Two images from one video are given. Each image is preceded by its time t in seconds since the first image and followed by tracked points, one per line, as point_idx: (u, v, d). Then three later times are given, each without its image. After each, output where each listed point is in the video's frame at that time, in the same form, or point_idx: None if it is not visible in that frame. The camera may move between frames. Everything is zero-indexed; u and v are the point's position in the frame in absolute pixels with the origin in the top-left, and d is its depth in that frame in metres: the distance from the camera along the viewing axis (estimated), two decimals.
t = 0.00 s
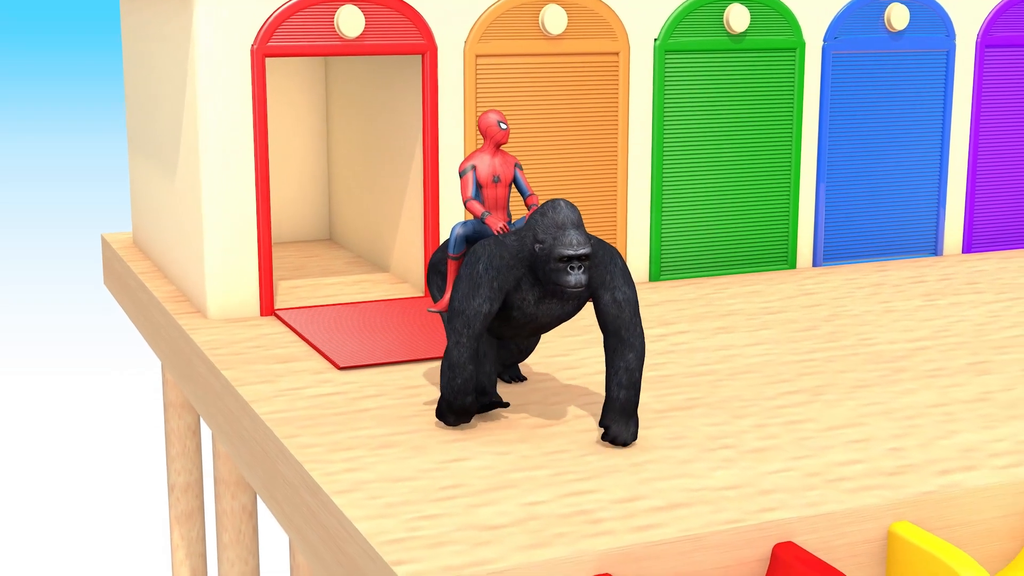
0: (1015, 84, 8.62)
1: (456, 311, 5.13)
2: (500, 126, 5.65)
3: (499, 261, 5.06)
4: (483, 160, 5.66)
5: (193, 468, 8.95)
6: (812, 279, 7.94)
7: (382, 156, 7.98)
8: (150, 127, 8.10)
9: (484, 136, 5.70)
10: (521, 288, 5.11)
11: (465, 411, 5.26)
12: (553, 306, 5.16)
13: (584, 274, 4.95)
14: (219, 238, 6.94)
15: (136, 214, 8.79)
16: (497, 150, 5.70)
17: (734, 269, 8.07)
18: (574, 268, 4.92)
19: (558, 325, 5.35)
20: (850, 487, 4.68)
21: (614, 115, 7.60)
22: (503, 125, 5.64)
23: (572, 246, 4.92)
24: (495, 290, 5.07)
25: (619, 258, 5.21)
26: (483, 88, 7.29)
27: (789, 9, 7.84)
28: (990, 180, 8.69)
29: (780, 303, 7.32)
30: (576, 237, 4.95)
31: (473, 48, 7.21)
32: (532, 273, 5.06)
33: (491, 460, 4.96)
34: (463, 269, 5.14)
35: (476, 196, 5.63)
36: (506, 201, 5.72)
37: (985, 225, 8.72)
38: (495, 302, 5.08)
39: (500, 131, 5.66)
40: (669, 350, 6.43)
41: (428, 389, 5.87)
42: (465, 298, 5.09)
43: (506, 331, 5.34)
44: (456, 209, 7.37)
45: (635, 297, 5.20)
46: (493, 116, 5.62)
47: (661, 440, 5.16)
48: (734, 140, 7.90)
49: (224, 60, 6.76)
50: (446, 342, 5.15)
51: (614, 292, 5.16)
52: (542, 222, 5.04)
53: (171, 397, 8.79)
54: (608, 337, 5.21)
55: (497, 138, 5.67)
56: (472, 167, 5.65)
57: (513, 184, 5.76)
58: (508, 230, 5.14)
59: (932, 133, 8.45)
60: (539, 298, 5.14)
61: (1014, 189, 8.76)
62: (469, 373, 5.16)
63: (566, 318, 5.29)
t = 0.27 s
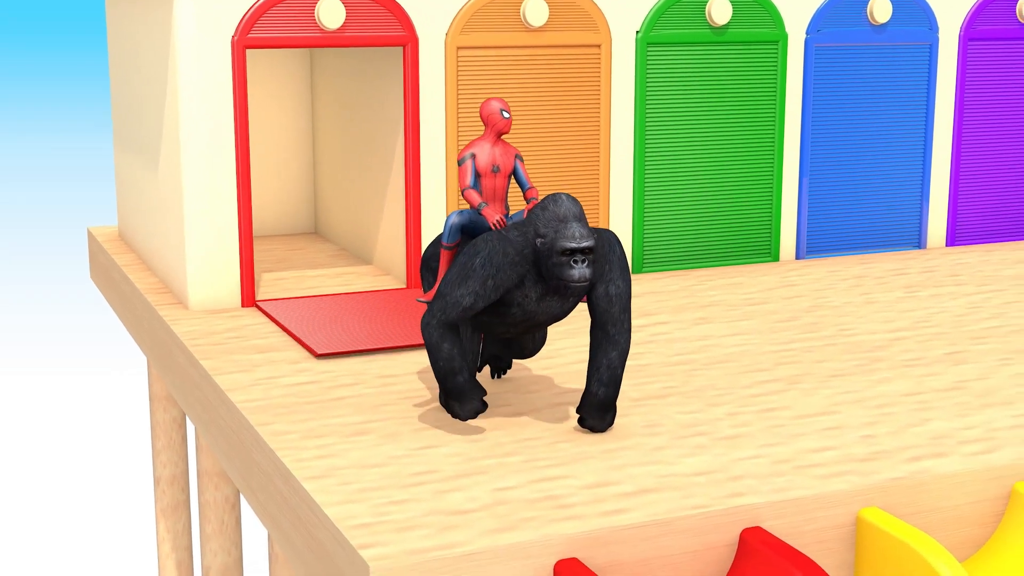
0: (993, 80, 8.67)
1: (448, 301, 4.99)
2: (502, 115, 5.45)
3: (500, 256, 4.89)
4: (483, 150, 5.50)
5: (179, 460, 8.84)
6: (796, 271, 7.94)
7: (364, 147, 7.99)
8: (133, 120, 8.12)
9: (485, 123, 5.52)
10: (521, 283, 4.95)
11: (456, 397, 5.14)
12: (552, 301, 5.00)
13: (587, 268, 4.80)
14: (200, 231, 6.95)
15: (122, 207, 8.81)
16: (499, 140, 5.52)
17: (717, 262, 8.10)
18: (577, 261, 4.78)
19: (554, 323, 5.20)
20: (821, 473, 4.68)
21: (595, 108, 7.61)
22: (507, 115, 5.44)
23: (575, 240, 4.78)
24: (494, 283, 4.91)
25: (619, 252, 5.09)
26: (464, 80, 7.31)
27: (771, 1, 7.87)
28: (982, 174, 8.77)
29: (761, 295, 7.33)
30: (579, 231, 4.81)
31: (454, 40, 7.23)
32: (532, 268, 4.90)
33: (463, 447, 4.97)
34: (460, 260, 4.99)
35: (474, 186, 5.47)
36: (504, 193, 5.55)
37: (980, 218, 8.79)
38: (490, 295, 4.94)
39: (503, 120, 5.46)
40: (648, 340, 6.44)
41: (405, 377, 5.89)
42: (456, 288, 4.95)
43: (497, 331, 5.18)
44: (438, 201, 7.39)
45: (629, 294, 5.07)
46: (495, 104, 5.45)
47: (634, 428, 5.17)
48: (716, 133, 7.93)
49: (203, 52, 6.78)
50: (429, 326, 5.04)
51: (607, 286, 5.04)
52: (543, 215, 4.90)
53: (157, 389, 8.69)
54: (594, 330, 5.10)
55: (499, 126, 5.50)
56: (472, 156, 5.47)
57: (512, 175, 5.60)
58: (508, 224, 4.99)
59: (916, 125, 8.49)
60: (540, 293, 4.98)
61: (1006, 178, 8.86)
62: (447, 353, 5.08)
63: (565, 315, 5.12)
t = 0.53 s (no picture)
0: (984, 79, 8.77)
1: (463, 306, 4.65)
2: (512, 108, 5.09)
3: (512, 257, 4.60)
4: (490, 142, 5.11)
5: (170, 457, 8.44)
6: (784, 266, 7.96)
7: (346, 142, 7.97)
8: (122, 116, 8.14)
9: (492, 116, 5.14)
10: (530, 284, 4.67)
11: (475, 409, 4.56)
12: (562, 303, 4.73)
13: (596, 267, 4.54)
14: (189, 226, 6.97)
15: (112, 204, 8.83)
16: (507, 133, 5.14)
17: (705, 257, 8.23)
18: (585, 259, 4.51)
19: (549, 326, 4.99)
20: (801, 464, 4.60)
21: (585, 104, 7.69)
22: (515, 107, 5.09)
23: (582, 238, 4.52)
24: (508, 285, 4.62)
25: (619, 251, 4.95)
26: (452, 76, 7.35)
27: None
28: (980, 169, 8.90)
29: (748, 289, 7.35)
30: (586, 229, 4.55)
31: (442, 35, 7.27)
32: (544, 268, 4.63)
33: (445, 439, 4.97)
34: (470, 266, 4.69)
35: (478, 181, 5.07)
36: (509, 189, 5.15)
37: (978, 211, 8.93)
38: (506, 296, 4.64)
39: (511, 113, 5.10)
40: (634, 334, 6.46)
41: (390, 370, 5.91)
42: (471, 292, 4.63)
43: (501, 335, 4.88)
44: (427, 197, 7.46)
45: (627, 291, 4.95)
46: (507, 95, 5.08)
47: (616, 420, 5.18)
48: (704, 128, 8.04)
49: (192, 47, 6.81)
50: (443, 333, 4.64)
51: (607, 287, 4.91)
52: (550, 213, 4.65)
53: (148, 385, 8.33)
54: (594, 329, 4.99)
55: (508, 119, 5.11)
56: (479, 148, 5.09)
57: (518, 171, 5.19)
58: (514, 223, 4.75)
59: (905, 121, 8.61)
60: (550, 295, 4.70)
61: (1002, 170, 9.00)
62: (466, 362, 4.60)
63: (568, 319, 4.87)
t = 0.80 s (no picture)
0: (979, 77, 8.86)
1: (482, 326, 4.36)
2: (518, 116, 4.81)
3: (518, 266, 4.34)
4: (495, 152, 4.85)
5: (164, 454, 8.39)
6: (778, 263, 7.99)
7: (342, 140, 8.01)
8: (117, 114, 8.17)
9: (496, 123, 4.86)
10: (541, 296, 4.38)
11: (543, 444, 4.22)
12: (577, 316, 4.44)
13: (608, 279, 4.24)
14: (183, 222, 7.01)
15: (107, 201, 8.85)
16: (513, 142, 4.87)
17: (697, 254, 8.28)
18: (597, 272, 4.22)
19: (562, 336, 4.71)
20: (790, 459, 4.54)
21: (578, 101, 7.72)
22: (521, 115, 4.80)
23: (595, 248, 4.22)
24: (520, 298, 4.33)
25: (636, 266, 4.62)
26: (445, 72, 7.38)
27: None
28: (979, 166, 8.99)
29: (741, 286, 7.35)
30: (599, 238, 4.25)
31: (435, 32, 7.28)
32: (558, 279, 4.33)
33: (434, 434, 4.96)
34: (480, 280, 4.39)
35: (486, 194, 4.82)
36: (519, 199, 4.90)
37: (980, 208, 9.03)
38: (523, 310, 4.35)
39: (517, 122, 4.81)
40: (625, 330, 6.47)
41: (382, 366, 5.92)
42: (492, 310, 4.33)
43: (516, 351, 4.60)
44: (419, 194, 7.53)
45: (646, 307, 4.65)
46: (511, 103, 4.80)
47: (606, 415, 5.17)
48: (696, 125, 8.09)
49: (185, 44, 6.81)
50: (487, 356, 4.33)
51: (624, 305, 4.60)
52: (561, 221, 4.34)
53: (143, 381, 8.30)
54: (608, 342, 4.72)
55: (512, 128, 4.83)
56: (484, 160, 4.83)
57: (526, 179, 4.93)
58: (525, 232, 4.46)
59: (898, 118, 8.64)
60: (563, 307, 4.41)
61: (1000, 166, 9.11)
62: (531, 392, 4.28)
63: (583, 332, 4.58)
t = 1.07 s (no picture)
0: (977, 77, 8.86)
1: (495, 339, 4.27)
2: (532, 118, 4.63)
3: (528, 271, 4.26)
4: (509, 155, 4.67)
5: (164, 452, 8.40)
6: (775, 262, 7.98)
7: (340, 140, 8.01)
8: (115, 114, 8.17)
9: (511, 125, 4.69)
10: (553, 299, 4.31)
11: (554, 453, 4.22)
12: (593, 318, 4.36)
13: (622, 273, 4.20)
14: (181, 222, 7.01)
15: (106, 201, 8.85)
16: (529, 143, 4.69)
17: (695, 254, 8.28)
18: (611, 266, 4.18)
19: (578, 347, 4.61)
20: (787, 458, 4.54)
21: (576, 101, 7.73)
22: (535, 118, 4.62)
23: (606, 242, 4.19)
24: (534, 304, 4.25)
25: (658, 274, 4.46)
26: (443, 71, 7.42)
27: None
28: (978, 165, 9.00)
29: (739, 286, 7.34)
30: (609, 232, 4.23)
31: (434, 31, 7.33)
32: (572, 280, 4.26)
33: (432, 433, 4.96)
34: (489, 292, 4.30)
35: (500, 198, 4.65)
36: (535, 203, 4.72)
37: (980, 206, 9.04)
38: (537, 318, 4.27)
39: (531, 123, 4.63)
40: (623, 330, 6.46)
41: (379, 365, 5.92)
42: (506, 322, 4.24)
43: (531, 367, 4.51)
44: (417, 195, 7.52)
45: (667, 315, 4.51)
46: (526, 104, 4.62)
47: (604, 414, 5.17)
48: (694, 124, 8.10)
49: (184, 44, 6.82)
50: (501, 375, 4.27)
51: (645, 314, 4.45)
52: (570, 219, 4.31)
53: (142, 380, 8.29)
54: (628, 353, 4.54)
55: (527, 129, 4.65)
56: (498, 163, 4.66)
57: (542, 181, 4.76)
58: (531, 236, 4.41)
59: (897, 118, 8.65)
60: (576, 310, 4.34)
61: (999, 164, 9.12)
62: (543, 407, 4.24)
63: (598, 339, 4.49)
